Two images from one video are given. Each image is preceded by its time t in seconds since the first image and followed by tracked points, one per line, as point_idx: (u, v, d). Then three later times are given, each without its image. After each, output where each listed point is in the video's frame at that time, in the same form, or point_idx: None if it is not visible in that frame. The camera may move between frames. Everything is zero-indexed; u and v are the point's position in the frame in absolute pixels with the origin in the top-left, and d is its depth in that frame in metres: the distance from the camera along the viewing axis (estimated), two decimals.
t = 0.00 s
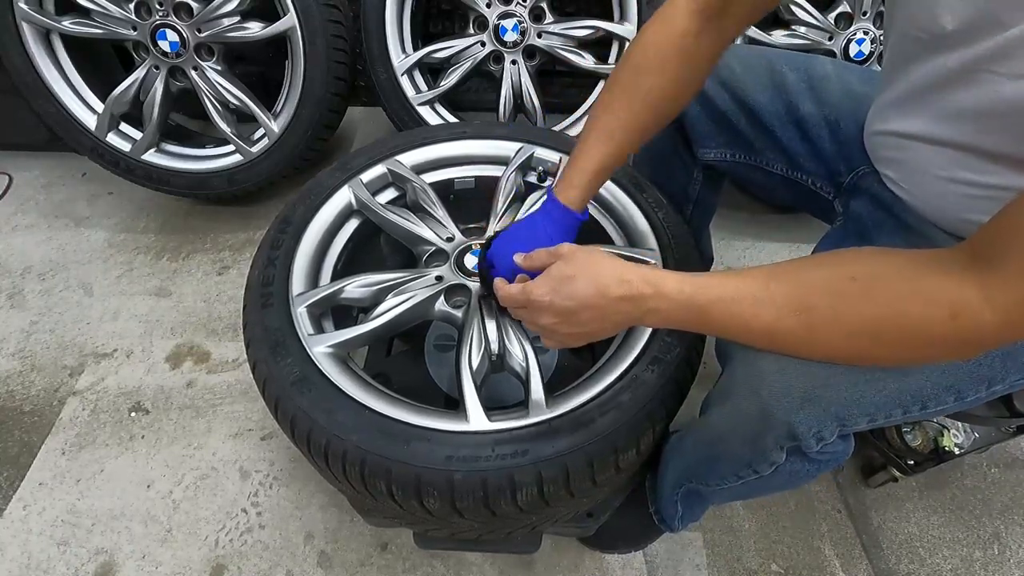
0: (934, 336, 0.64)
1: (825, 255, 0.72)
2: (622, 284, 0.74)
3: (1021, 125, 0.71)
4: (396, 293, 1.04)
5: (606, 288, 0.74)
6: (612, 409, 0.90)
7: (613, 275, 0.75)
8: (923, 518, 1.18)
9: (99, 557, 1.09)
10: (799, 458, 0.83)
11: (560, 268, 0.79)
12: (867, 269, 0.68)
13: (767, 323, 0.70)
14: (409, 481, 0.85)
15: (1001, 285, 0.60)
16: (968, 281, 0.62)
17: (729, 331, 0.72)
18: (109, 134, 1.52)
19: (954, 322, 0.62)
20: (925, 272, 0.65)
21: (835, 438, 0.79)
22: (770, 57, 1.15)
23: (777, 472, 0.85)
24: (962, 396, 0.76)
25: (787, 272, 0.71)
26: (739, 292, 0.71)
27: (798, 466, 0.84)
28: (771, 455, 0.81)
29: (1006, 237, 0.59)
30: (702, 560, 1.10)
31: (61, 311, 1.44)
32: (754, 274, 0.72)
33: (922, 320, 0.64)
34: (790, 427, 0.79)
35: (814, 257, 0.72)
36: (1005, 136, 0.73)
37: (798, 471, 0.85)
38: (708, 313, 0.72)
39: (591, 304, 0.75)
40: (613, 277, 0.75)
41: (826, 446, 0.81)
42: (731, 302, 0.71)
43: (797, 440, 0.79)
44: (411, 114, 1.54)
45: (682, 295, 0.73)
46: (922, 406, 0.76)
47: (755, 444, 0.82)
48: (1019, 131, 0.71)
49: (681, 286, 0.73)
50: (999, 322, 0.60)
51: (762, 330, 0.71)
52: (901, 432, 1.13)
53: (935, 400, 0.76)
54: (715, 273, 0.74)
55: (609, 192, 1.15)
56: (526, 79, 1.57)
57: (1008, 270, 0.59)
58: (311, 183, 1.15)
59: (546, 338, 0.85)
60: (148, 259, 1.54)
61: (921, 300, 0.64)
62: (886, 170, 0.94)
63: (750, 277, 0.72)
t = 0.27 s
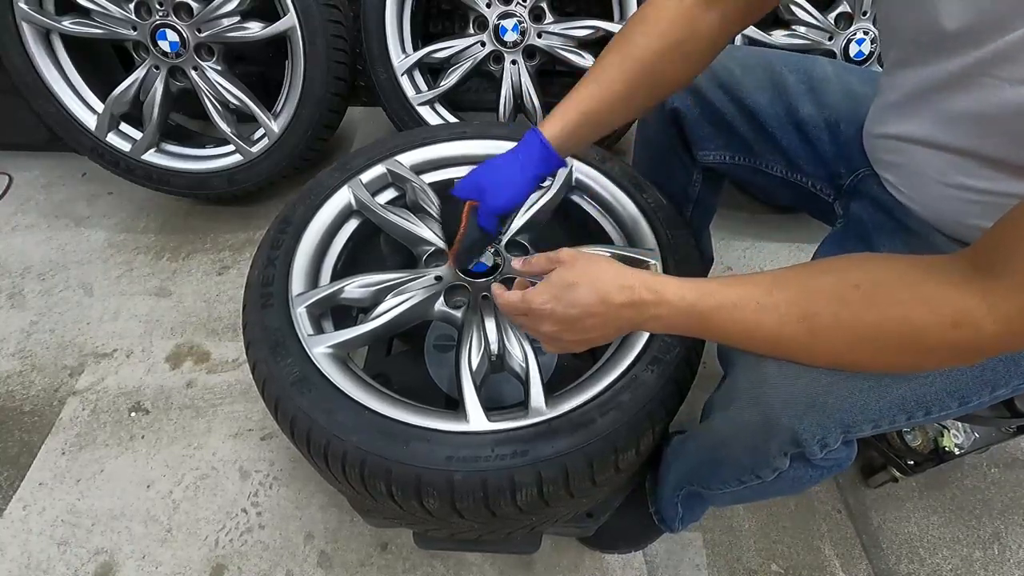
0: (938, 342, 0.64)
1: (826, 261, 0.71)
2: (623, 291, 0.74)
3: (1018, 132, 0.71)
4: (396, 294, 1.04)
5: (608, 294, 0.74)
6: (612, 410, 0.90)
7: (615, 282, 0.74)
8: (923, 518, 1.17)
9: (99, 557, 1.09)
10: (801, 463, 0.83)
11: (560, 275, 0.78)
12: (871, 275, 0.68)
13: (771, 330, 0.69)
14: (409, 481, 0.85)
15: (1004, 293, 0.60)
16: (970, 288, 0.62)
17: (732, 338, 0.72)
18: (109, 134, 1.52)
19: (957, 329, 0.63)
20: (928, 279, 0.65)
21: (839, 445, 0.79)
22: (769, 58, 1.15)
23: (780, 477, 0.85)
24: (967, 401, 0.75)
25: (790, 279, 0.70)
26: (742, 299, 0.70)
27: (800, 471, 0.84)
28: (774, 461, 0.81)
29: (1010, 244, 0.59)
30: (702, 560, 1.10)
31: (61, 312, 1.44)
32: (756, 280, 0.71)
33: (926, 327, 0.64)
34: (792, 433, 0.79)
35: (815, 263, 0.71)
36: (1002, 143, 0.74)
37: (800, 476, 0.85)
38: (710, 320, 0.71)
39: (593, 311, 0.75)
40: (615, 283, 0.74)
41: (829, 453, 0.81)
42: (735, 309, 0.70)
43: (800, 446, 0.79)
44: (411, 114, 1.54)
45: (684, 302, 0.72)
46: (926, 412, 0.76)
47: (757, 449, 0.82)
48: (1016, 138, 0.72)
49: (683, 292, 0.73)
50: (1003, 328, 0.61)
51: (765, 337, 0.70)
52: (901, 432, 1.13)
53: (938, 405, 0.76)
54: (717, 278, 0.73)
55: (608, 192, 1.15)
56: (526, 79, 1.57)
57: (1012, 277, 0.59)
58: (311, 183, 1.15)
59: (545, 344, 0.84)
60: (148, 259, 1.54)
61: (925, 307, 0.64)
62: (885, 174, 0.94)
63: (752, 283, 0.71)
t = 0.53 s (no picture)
0: (938, 341, 0.64)
1: (826, 260, 0.71)
2: (623, 290, 0.74)
3: (1018, 131, 0.71)
4: (396, 294, 1.04)
5: (607, 294, 0.74)
6: (612, 410, 0.90)
7: (614, 282, 0.74)
8: (923, 518, 1.17)
9: (99, 557, 1.09)
10: (801, 461, 0.83)
11: (560, 276, 0.78)
12: (870, 274, 0.68)
13: (771, 330, 0.69)
14: (409, 481, 0.85)
15: (1003, 291, 0.60)
16: (969, 287, 0.62)
17: (732, 337, 0.72)
18: (109, 134, 1.52)
19: (957, 327, 0.63)
20: (928, 277, 0.65)
21: (838, 443, 0.79)
22: (768, 58, 1.15)
23: (780, 475, 0.85)
24: (966, 399, 0.76)
25: (790, 278, 0.70)
26: (742, 299, 0.70)
27: (801, 470, 0.84)
28: (774, 460, 0.82)
29: (1010, 242, 0.59)
30: (702, 560, 1.10)
31: (61, 311, 1.44)
32: (755, 280, 0.71)
33: (926, 326, 0.64)
34: (793, 432, 0.79)
35: (815, 262, 0.71)
36: (1001, 142, 0.74)
37: (801, 475, 0.85)
38: (710, 320, 0.71)
39: (593, 312, 0.75)
40: (614, 283, 0.74)
41: (830, 451, 0.81)
42: (734, 308, 0.70)
43: (800, 445, 0.79)
44: (412, 114, 1.54)
45: (684, 302, 0.72)
46: (925, 410, 0.76)
47: (758, 448, 0.82)
48: (1015, 137, 0.72)
49: (682, 292, 0.73)
50: (1003, 326, 0.61)
51: (765, 336, 0.70)
52: (901, 432, 1.13)
53: (937, 403, 0.76)
54: (716, 278, 0.73)
55: (609, 192, 1.15)
56: (526, 79, 1.57)
57: (1011, 276, 0.59)
58: (311, 183, 1.15)
59: (545, 344, 0.84)
60: (148, 259, 1.54)
61: (925, 305, 0.64)
62: (884, 175, 0.94)
63: (751, 283, 0.71)
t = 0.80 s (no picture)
0: (945, 342, 0.64)
1: (830, 262, 0.71)
2: (627, 292, 0.74)
3: None
4: (395, 293, 1.04)
5: (611, 295, 0.74)
6: (613, 410, 0.90)
7: (618, 284, 0.74)
8: (923, 518, 1.17)
9: (99, 557, 1.09)
10: (805, 463, 0.83)
11: (564, 278, 0.78)
12: (876, 275, 0.68)
13: (776, 331, 0.69)
14: (409, 481, 0.85)
15: (1009, 290, 0.60)
16: (975, 286, 0.62)
17: (737, 340, 0.71)
18: (109, 134, 1.52)
19: (963, 326, 0.62)
20: (933, 278, 0.65)
21: (842, 444, 0.80)
22: (768, 58, 1.15)
23: (783, 476, 0.85)
24: (970, 400, 0.75)
25: (794, 280, 0.70)
26: (747, 300, 0.70)
27: (805, 471, 0.84)
28: (778, 461, 0.82)
29: (1015, 241, 0.59)
30: (702, 560, 1.10)
31: (62, 312, 1.44)
32: (761, 282, 0.71)
33: (932, 327, 0.64)
34: (796, 434, 0.79)
35: (820, 264, 0.71)
36: (1007, 143, 0.73)
37: (804, 476, 0.85)
38: (715, 322, 0.71)
39: (597, 313, 0.75)
40: (619, 284, 0.74)
41: (833, 453, 0.81)
42: (740, 310, 0.70)
43: (803, 446, 0.79)
44: (412, 114, 1.54)
45: (688, 303, 0.72)
46: (929, 411, 0.76)
47: (760, 449, 0.82)
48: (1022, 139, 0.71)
49: (687, 294, 0.73)
50: (1009, 326, 0.60)
51: (771, 338, 0.70)
52: (901, 432, 1.13)
53: (942, 404, 0.76)
54: (721, 280, 0.73)
55: (608, 192, 1.15)
56: (526, 79, 1.57)
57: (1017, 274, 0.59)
58: (311, 183, 1.15)
59: (548, 348, 0.84)
60: (148, 259, 1.54)
61: (931, 305, 0.64)
62: (888, 176, 0.93)
63: (756, 284, 0.71)
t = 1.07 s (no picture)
0: (945, 351, 0.64)
1: (831, 269, 0.71)
2: (628, 298, 0.73)
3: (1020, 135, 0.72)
4: (395, 294, 1.04)
5: (612, 301, 0.74)
6: (614, 410, 0.90)
7: (619, 290, 0.74)
8: (923, 518, 1.18)
9: (99, 557, 1.09)
10: (806, 472, 0.83)
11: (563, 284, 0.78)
12: (877, 283, 0.68)
13: (776, 338, 0.69)
14: (410, 481, 0.85)
15: (1011, 300, 0.60)
16: (976, 296, 0.62)
17: (737, 346, 0.72)
18: (109, 134, 1.52)
19: (965, 337, 0.62)
20: (935, 287, 0.65)
21: (842, 455, 0.79)
22: (767, 61, 1.15)
23: (784, 485, 0.85)
24: (971, 409, 0.76)
25: (794, 287, 0.70)
26: (747, 307, 0.70)
27: (804, 479, 0.84)
28: (778, 470, 0.81)
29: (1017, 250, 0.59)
30: (702, 560, 1.10)
31: (61, 311, 1.44)
32: (761, 288, 0.71)
33: (933, 336, 0.64)
34: (797, 443, 0.79)
35: (821, 271, 0.71)
36: (1007, 147, 0.74)
37: (802, 485, 0.85)
38: (715, 328, 0.71)
39: (597, 319, 0.75)
40: (619, 291, 0.74)
41: (834, 462, 0.81)
42: (740, 317, 0.70)
43: (804, 455, 0.79)
44: (412, 114, 1.54)
45: (689, 309, 0.72)
46: (930, 420, 0.76)
47: (760, 455, 0.82)
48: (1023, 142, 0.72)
49: (687, 300, 0.73)
50: (1010, 336, 0.61)
51: (771, 344, 0.70)
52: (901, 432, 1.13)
53: (944, 413, 0.76)
54: (721, 286, 0.73)
55: (609, 192, 1.15)
56: (526, 79, 1.57)
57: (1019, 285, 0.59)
58: (311, 183, 1.15)
59: (548, 352, 0.84)
60: (148, 259, 1.54)
61: (932, 314, 0.64)
62: (884, 181, 0.93)
63: (757, 291, 0.71)
